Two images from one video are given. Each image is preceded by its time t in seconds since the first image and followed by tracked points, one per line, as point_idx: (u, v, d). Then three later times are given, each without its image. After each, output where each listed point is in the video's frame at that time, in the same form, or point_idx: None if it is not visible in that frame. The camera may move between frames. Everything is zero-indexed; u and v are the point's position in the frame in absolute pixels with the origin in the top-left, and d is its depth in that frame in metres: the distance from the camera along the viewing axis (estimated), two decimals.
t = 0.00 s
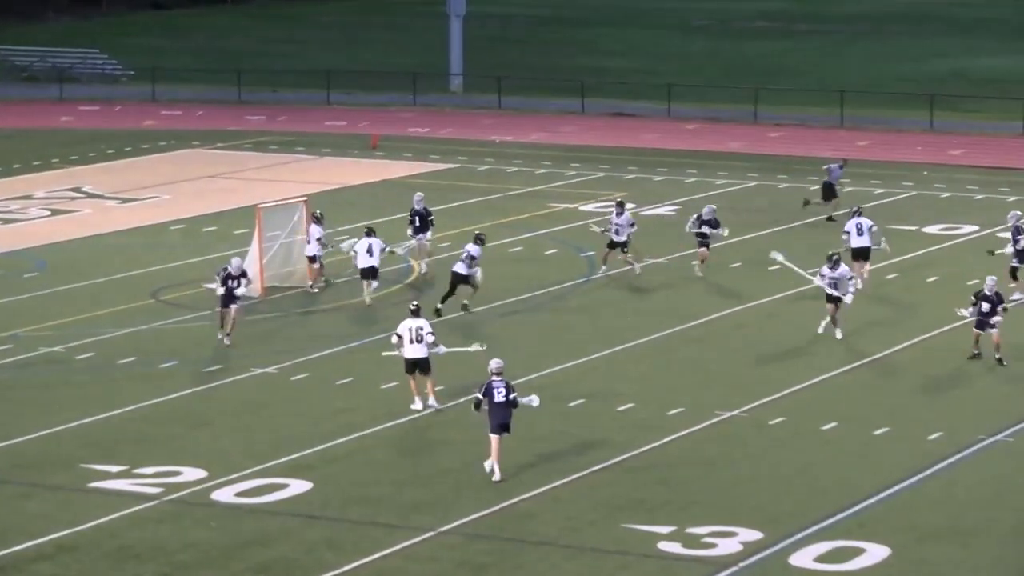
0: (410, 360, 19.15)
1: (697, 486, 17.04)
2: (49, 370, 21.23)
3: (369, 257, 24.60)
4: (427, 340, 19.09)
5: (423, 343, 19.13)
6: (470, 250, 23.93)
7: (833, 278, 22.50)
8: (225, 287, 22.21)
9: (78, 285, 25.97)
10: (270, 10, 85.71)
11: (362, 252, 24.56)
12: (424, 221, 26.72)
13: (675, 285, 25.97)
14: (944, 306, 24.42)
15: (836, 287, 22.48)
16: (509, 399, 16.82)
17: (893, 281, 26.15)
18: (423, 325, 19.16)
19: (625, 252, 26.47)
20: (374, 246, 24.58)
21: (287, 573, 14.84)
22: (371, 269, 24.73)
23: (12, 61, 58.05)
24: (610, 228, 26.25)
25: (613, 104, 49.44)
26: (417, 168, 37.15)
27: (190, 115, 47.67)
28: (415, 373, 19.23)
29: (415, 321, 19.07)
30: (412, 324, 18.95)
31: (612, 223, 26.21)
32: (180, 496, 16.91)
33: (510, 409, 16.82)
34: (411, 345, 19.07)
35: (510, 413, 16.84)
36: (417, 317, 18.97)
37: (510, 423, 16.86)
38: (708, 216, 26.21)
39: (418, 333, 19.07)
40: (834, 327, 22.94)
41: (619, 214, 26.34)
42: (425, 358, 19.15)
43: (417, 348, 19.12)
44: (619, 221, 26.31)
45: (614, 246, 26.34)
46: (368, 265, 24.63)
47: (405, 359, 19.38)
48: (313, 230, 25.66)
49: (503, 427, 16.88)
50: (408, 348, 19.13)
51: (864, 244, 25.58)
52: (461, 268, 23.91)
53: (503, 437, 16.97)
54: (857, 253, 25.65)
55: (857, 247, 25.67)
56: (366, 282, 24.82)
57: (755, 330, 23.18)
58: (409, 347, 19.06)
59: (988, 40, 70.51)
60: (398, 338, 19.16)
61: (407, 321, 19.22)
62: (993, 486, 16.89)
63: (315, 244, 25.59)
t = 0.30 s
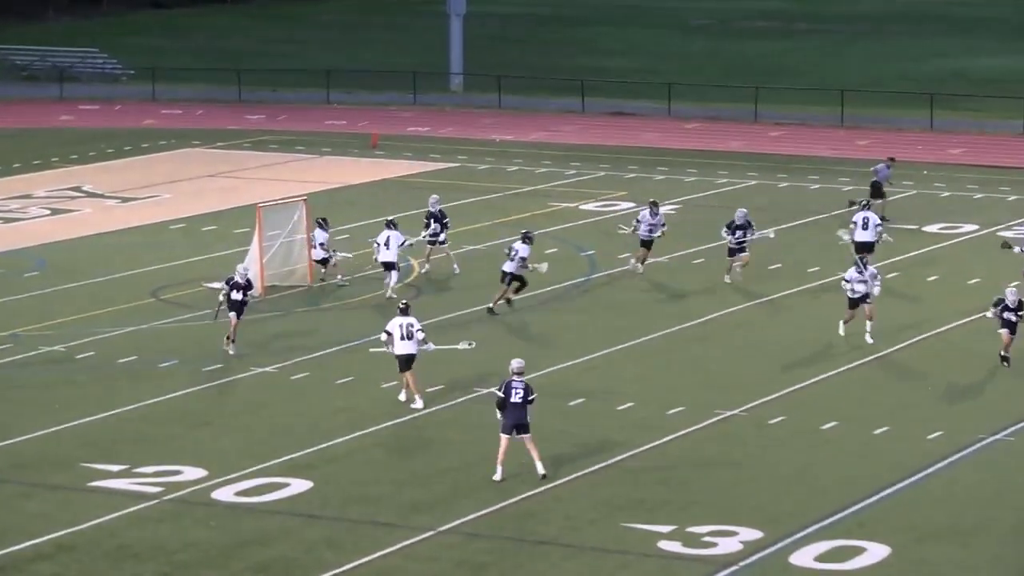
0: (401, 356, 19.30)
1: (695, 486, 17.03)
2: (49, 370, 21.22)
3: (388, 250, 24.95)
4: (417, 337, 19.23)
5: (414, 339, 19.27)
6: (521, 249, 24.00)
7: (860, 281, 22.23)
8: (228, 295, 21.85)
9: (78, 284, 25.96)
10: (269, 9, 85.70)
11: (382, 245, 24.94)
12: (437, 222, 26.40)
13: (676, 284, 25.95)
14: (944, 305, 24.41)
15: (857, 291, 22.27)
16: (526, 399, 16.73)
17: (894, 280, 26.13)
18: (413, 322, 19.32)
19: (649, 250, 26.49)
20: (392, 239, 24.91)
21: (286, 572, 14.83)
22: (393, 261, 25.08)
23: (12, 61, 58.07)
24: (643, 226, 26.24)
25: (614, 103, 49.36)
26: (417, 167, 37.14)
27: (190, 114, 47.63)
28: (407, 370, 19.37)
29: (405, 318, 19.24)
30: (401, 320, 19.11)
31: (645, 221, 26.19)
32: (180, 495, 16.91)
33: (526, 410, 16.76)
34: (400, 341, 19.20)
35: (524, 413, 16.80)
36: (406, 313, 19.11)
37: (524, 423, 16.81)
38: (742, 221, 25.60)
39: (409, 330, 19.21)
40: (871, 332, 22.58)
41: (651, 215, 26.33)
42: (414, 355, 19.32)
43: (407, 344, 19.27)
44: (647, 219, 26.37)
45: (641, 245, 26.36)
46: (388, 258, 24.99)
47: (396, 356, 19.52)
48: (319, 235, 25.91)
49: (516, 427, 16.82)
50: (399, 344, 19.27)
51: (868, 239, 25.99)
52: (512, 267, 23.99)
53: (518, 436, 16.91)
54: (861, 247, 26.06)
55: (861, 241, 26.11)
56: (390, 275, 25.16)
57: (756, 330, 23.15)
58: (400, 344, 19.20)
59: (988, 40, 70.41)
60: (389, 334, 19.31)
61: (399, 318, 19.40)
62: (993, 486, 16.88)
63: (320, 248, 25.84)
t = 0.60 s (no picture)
0: (383, 353, 19.55)
1: (694, 485, 17.02)
2: (48, 369, 21.21)
3: (403, 241, 25.34)
4: (401, 335, 19.56)
5: (397, 338, 19.60)
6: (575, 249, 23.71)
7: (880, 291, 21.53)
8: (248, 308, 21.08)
9: (76, 284, 25.95)
10: (267, 8, 85.58)
11: (396, 236, 25.33)
12: (445, 222, 26.19)
13: (675, 283, 25.93)
14: (944, 304, 24.40)
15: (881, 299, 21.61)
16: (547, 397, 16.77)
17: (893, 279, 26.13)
18: (398, 321, 19.65)
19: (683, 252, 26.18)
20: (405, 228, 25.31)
21: (285, 572, 14.83)
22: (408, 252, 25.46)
23: (10, 60, 58.05)
24: (674, 231, 25.85)
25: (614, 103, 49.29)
26: (416, 167, 37.12)
27: (188, 114, 47.57)
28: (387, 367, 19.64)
29: (391, 316, 19.58)
30: (388, 318, 19.46)
31: (676, 225, 25.80)
32: (179, 495, 16.91)
33: (547, 409, 16.78)
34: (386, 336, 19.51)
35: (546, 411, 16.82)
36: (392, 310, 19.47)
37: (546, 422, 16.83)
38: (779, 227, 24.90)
39: (393, 327, 19.54)
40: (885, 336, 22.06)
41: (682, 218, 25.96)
42: (396, 352, 19.58)
43: (391, 341, 19.56)
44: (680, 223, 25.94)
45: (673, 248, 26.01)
46: (403, 249, 25.33)
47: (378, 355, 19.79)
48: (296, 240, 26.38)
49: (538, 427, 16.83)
50: (382, 340, 19.55)
51: (871, 229, 26.45)
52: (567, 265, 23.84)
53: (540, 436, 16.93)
54: (864, 237, 26.50)
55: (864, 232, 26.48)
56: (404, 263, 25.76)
57: (755, 329, 23.14)
58: (384, 340, 19.49)
59: (988, 39, 70.36)
60: (374, 330, 19.58)
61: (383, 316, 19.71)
62: (992, 485, 16.87)
63: (299, 236, 26.26)
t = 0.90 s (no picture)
0: (367, 353, 19.49)
1: (692, 485, 17.03)
2: (47, 369, 21.22)
3: (409, 235, 25.77)
4: (382, 333, 19.57)
5: (377, 336, 19.60)
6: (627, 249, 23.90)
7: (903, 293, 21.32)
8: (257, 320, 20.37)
9: (75, 284, 25.97)
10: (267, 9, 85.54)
11: (402, 230, 25.79)
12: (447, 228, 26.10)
13: (674, 283, 25.97)
14: (942, 303, 24.45)
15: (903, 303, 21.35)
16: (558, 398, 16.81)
17: (890, 278, 26.17)
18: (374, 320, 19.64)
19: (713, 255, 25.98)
20: (413, 223, 25.78)
21: (283, 571, 14.83)
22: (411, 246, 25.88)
23: (8, 60, 58.08)
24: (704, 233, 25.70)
25: (611, 103, 49.33)
26: (415, 166, 37.15)
27: (187, 114, 47.58)
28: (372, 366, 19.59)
29: (368, 316, 19.56)
30: (367, 317, 19.46)
31: (706, 228, 25.61)
32: (177, 494, 16.92)
33: (556, 409, 16.81)
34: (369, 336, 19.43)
35: (556, 412, 16.84)
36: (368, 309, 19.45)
37: (555, 424, 16.85)
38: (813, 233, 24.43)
39: (373, 326, 19.53)
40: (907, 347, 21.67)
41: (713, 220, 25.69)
42: (379, 350, 19.56)
43: (372, 340, 19.53)
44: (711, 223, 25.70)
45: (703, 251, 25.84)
46: (409, 242, 25.79)
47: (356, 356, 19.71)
48: (268, 226, 26.02)
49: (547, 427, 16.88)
50: (364, 340, 19.51)
51: (869, 223, 26.67)
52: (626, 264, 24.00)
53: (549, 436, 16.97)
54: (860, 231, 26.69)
55: (862, 225, 26.70)
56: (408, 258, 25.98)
57: (753, 329, 23.15)
58: (367, 339, 19.43)
59: (987, 39, 70.42)
60: (354, 332, 19.55)
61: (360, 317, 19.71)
62: (990, 485, 16.89)
63: (272, 239, 25.94)
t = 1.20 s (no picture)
0: (355, 348, 19.64)
1: (693, 482, 17.04)
2: (48, 366, 21.22)
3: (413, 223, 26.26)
4: (367, 326, 19.74)
5: (362, 330, 19.76)
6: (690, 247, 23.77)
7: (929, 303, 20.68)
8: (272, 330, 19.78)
9: (76, 281, 25.98)
10: (267, 6, 85.54)
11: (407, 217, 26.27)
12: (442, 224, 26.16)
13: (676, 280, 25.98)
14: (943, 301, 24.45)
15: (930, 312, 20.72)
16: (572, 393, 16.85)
17: (891, 276, 26.17)
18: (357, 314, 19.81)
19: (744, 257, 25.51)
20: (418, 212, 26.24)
21: (283, 569, 14.83)
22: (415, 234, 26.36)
23: (9, 57, 58.10)
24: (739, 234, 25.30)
25: (612, 100, 49.33)
26: (416, 164, 37.16)
27: (187, 111, 47.58)
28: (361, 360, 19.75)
29: (351, 311, 19.72)
30: (349, 312, 19.63)
31: (740, 229, 25.26)
32: (178, 492, 16.92)
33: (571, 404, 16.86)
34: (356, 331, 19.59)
35: (569, 407, 16.88)
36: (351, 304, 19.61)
37: (569, 418, 16.89)
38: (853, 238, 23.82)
39: (357, 320, 19.69)
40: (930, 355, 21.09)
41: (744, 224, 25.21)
42: (366, 343, 19.73)
43: (358, 335, 19.69)
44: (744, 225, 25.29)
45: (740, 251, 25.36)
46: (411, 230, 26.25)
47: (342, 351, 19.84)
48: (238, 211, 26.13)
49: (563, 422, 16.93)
50: (350, 336, 19.65)
51: (874, 219, 27.26)
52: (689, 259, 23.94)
53: (564, 431, 17.02)
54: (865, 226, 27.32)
55: (868, 221, 27.29)
56: (409, 246, 26.43)
57: (755, 326, 23.16)
58: (354, 334, 19.58)
59: (988, 36, 70.40)
60: (339, 329, 19.66)
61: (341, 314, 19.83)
62: (991, 483, 16.87)
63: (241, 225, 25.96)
